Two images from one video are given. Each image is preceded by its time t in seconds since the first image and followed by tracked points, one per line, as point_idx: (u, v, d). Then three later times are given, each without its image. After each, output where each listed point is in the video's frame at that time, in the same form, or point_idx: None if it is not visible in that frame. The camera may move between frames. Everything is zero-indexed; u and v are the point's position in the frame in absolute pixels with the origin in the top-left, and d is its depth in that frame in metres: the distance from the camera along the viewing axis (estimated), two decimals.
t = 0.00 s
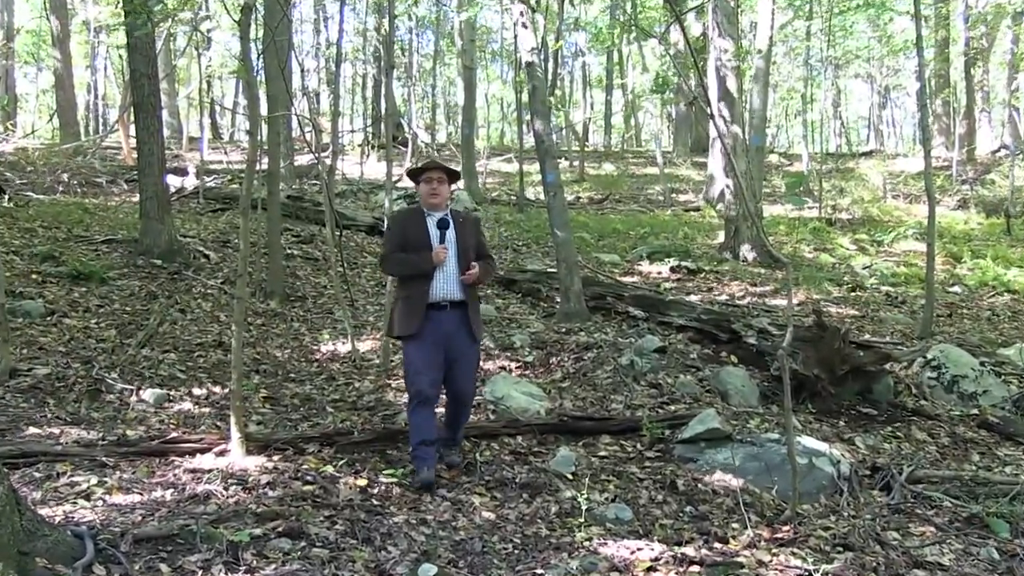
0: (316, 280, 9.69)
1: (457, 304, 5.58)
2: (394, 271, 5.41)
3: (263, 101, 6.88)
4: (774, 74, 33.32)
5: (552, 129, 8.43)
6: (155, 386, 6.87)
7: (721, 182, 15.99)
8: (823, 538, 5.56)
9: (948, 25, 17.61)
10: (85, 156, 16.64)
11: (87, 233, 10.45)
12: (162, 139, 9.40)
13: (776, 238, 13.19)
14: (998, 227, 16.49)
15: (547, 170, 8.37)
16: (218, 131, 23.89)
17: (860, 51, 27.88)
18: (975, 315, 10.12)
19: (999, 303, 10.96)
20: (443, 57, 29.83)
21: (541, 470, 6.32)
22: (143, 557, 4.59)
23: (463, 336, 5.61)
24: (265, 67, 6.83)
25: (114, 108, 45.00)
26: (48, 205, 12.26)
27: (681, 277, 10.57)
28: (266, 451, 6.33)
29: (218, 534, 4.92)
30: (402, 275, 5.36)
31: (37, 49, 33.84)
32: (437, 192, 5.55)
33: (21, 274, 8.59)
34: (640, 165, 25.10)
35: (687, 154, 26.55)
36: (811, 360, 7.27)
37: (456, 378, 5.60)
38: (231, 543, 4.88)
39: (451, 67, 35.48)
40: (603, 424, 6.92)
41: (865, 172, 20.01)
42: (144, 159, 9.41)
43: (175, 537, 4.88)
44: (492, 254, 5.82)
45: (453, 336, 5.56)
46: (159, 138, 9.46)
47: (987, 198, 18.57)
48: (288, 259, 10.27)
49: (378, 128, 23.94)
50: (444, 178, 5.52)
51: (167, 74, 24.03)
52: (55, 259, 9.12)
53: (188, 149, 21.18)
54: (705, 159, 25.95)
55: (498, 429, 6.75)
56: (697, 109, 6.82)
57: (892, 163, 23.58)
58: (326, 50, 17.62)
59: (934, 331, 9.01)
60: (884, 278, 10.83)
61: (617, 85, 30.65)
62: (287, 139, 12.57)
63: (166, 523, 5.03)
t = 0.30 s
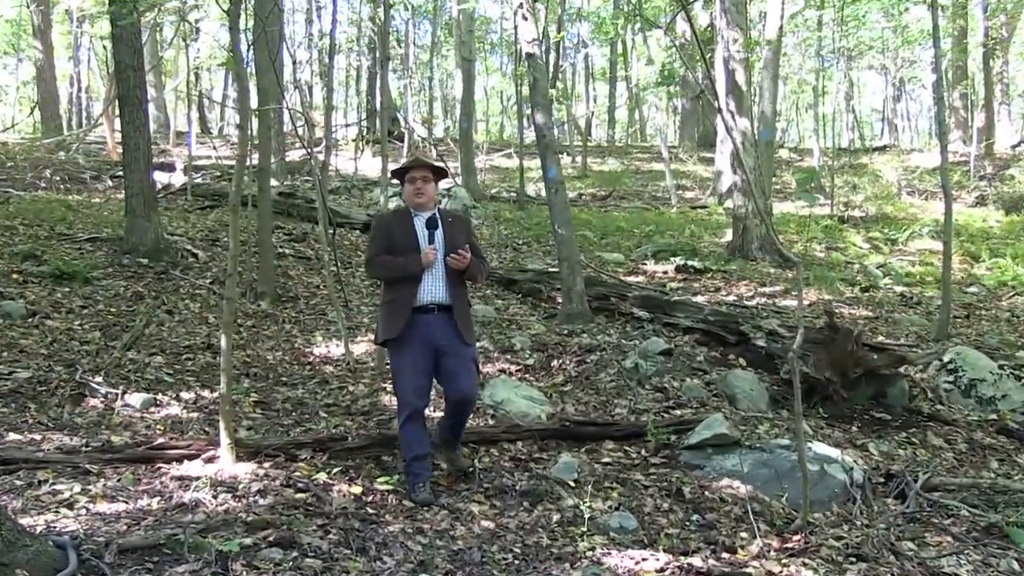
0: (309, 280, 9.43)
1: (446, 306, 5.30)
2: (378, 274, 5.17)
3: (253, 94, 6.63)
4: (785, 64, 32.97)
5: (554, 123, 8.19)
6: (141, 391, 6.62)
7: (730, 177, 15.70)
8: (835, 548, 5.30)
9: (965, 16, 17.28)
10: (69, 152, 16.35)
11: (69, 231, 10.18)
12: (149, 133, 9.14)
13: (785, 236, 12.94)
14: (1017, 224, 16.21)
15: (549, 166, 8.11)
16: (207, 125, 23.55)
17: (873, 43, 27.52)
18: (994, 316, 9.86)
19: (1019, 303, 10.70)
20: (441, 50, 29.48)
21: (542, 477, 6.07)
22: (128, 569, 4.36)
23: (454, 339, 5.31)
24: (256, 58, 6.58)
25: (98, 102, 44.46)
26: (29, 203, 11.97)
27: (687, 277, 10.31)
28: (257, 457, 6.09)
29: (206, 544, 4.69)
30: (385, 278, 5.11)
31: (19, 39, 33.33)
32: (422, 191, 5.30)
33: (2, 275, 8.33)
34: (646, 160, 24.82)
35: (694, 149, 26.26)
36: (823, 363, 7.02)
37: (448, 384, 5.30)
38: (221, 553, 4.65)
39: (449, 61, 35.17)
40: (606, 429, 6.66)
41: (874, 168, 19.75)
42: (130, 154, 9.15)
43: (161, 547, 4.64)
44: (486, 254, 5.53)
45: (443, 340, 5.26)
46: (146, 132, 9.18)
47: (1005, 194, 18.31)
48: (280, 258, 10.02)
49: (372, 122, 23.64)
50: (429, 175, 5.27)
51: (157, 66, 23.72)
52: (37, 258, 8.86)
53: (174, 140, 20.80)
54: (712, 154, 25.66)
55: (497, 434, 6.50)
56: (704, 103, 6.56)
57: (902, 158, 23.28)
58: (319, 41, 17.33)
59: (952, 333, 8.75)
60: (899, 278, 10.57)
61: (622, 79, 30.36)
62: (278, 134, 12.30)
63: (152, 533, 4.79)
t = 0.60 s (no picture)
0: (302, 279, 9.19)
1: (439, 308, 5.04)
2: (366, 276, 4.96)
3: (243, 87, 6.38)
4: (794, 56, 32.59)
5: (556, 117, 7.94)
6: (126, 395, 6.38)
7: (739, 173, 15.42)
8: (848, 558, 5.06)
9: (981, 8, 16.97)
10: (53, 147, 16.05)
11: (51, 230, 9.92)
12: (134, 127, 8.90)
13: (794, 235, 12.68)
14: None
15: (550, 162, 7.87)
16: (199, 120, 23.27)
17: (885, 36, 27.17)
18: (1012, 318, 9.61)
19: None
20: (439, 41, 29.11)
21: (543, 484, 5.83)
22: None
23: (449, 343, 5.05)
24: (245, 50, 6.33)
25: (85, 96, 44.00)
26: (11, 199, 11.70)
27: (694, 277, 10.08)
28: (247, 464, 5.84)
29: (195, 553, 4.44)
30: (373, 280, 4.90)
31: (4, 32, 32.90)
32: (414, 188, 5.04)
33: None
34: (654, 155, 24.52)
35: (701, 143, 25.94)
36: (835, 366, 6.78)
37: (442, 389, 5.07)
38: (209, 564, 4.40)
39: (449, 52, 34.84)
40: (609, 434, 6.42)
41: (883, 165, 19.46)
42: (114, 150, 8.90)
43: (149, 557, 4.40)
44: (484, 252, 5.25)
45: (436, 344, 5.02)
46: (131, 126, 8.94)
47: None
48: (271, 256, 9.78)
49: (368, 117, 23.37)
50: (421, 171, 5.00)
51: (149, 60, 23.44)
52: (18, 257, 8.60)
53: (162, 135, 20.55)
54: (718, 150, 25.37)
55: (497, 439, 6.25)
56: (711, 96, 6.30)
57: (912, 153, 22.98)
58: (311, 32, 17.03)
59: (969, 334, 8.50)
60: (914, 277, 10.33)
61: (625, 74, 30.07)
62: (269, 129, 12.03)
63: (138, 542, 4.55)
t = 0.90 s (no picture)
0: (294, 279, 8.96)
1: (434, 316, 4.77)
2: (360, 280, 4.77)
3: (234, 80, 6.16)
4: (806, 48, 32.22)
5: (558, 111, 7.72)
6: (112, 400, 6.15)
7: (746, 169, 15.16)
8: (863, 569, 4.83)
9: None
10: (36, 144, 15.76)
11: (34, 228, 9.67)
12: (119, 122, 8.67)
13: (803, 233, 12.43)
14: None
15: (551, 157, 7.65)
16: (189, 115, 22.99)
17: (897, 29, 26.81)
18: None
19: None
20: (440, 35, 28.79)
21: (544, 492, 5.60)
22: None
23: (442, 353, 4.77)
24: (235, 41, 6.11)
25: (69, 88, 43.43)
26: None
27: (701, 277, 9.84)
28: (237, 471, 5.62)
29: (182, 564, 4.20)
30: (365, 284, 4.70)
31: None
32: (414, 187, 4.79)
33: None
34: (661, 151, 24.21)
35: (708, 139, 25.62)
36: (846, 369, 6.53)
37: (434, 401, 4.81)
38: None
39: (452, 47, 34.50)
40: (613, 440, 6.19)
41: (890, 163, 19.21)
42: (98, 144, 8.67)
43: (134, 568, 4.16)
44: (486, 256, 4.96)
45: (428, 353, 4.76)
46: (117, 121, 8.71)
47: None
48: (262, 256, 9.55)
49: (362, 112, 23.12)
50: (422, 169, 4.75)
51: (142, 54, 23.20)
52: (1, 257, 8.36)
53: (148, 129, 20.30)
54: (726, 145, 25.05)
55: (496, 445, 6.02)
56: (719, 89, 6.07)
57: (920, 149, 22.70)
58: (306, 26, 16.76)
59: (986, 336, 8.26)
60: (930, 277, 10.09)
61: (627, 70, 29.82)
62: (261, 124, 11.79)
63: (122, 553, 4.33)
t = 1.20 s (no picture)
0: (286, 279, 8.75)
1: (436, 334, 4.27)
2: (361, 293, 4.35)
3: (224, 74, 5.94)
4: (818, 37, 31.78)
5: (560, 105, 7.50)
6: (96, 404, 5.92)
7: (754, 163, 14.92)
8: None
9: None
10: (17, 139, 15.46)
11: (16, 226, 9.43)
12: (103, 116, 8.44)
13: (812, 231, 12.22)
14: None
15: (554, 153, 7.45)
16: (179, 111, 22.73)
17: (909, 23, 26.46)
18: None
19: None
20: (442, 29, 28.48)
21: (545, 500, 5.37)
22: None
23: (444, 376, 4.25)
24: (225, 32, 5.90)
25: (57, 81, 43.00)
26: None
27: (709, 277, 9.62)
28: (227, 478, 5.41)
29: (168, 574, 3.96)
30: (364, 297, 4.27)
31: None
32: (419, 195, 4.33)
33: None
34: (667, 146, 23.93)
35: (714, 134, 25.34)
36: (859, 373, 6.41)
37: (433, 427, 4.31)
38: None
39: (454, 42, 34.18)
40: (617, 445, 5.96)
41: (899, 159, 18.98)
42: (81, 140, 8.44)
43: None
44: (497, 271, 4.44)
45: (428, 374, 4.26)
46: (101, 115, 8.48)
47: None
48: (254, 255, 9.33)
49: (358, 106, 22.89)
50: (429, 176, 4.30)
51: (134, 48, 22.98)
52: None
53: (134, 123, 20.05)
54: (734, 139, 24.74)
55: (495, 452, 5.79)
56: (726, 82, 5.82)
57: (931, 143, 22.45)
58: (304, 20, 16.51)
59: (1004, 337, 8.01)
60: (947, 277, 9.85)
61: (631, 65, 29.61)
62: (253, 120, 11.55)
63: (105, 564, 4.12)
